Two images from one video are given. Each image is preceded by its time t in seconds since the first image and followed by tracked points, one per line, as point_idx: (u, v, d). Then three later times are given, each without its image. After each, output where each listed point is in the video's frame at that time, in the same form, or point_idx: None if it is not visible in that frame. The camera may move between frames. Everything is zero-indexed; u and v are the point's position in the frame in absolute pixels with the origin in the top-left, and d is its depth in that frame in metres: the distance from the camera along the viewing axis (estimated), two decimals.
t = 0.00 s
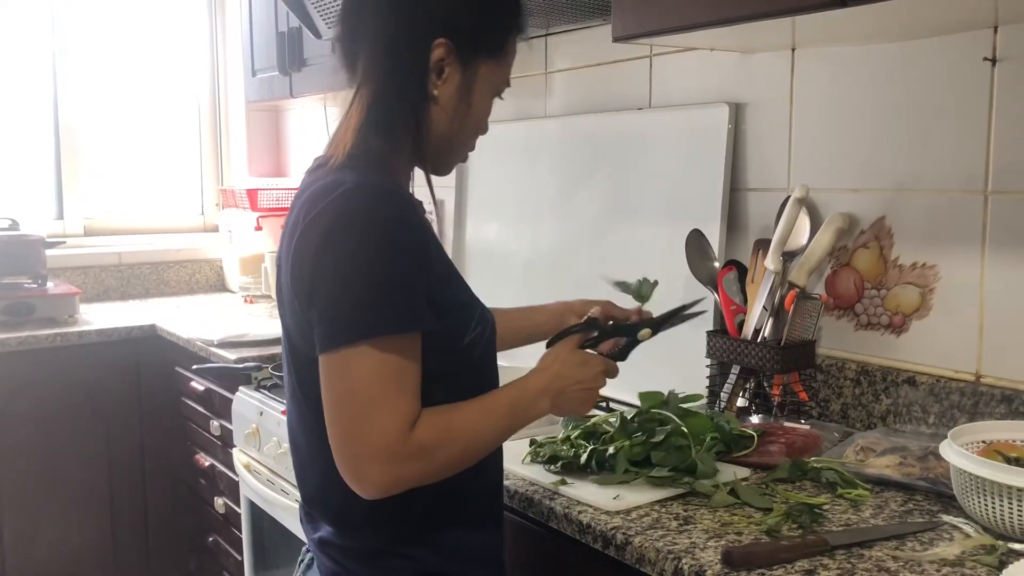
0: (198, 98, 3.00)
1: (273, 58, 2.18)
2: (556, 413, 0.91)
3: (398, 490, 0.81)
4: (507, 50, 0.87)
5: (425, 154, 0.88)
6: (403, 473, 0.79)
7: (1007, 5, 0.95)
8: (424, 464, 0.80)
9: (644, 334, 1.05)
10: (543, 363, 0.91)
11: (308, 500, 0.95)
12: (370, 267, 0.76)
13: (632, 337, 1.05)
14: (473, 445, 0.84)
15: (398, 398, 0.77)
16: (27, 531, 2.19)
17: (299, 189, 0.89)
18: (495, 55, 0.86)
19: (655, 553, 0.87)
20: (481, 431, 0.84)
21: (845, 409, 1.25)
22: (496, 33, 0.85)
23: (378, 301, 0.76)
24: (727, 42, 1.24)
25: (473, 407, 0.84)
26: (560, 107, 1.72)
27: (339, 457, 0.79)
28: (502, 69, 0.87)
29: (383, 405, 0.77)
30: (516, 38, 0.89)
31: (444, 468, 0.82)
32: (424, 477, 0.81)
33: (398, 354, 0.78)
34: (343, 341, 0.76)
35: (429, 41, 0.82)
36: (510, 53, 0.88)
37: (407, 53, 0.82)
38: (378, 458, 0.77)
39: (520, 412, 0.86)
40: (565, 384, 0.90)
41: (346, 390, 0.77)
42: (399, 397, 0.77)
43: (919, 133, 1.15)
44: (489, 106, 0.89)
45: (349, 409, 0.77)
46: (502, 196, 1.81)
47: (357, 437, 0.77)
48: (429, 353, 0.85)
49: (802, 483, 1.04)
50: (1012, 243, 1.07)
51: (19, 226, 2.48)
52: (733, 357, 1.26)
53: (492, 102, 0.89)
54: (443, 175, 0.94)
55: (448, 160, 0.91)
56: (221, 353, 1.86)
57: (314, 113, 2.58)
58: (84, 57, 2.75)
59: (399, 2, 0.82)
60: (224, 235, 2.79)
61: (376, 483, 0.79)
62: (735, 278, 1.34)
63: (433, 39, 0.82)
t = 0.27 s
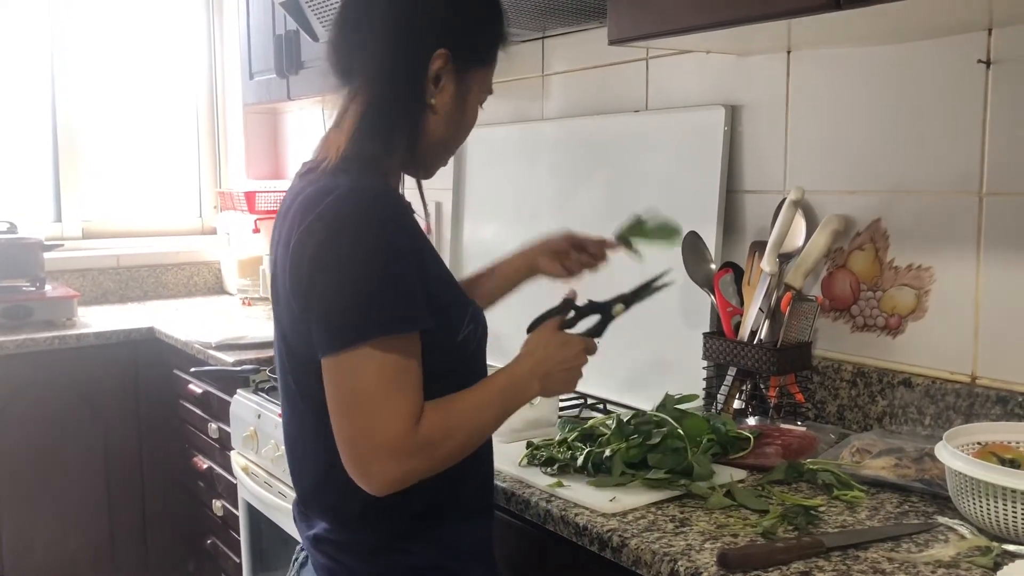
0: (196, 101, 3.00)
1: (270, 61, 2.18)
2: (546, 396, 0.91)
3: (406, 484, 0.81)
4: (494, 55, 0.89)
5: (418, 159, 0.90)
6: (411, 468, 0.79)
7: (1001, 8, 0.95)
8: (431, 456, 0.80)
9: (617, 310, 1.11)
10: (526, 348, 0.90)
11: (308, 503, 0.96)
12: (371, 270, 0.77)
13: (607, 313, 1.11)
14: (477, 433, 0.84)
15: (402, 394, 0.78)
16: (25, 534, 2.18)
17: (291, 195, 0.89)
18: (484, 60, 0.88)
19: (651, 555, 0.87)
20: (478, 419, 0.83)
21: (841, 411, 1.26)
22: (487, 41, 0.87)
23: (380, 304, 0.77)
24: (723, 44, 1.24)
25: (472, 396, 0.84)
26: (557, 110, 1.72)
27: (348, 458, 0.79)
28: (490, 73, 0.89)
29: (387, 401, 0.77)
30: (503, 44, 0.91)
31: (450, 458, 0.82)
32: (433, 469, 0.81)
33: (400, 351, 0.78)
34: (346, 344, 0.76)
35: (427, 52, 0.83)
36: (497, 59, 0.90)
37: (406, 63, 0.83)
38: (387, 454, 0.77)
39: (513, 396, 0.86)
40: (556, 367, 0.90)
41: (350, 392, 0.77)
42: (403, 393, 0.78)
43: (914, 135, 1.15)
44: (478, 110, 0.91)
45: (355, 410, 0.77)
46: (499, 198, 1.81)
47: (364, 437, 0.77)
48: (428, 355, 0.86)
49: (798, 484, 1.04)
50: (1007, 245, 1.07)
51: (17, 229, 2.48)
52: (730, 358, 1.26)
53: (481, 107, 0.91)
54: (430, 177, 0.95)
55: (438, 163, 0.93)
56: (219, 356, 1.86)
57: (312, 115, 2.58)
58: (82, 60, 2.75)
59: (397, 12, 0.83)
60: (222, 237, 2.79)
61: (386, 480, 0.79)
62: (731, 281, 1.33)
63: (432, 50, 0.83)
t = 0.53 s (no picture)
0: (195, 103, 3.00)
1: (269, 63, 2.18)
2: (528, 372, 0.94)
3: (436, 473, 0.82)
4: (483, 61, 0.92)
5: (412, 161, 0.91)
6: (442, 456, 0.80)
7: (998, 10, 0.95)
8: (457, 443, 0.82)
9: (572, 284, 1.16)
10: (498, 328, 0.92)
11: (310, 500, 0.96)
12: (383, 270, 0.78)
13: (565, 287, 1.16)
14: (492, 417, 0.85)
15: (429, 387, 0.79)
16: (24, 537, 2.18)
17: (286, 198, 0.88)
18: (474, 65, 0.90)
19: (649, 556, 0.87)
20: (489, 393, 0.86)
21: (840, 413, 1.26)
22: (477, 49, 0.90)
23: (394, 303, 0.78)
24: (721, 47, 1.24)
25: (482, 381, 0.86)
26: (556, 112, 1.72)
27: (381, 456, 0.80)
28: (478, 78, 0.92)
29: (415, 396, 0.78)
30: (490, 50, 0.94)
31: (472, 443, 0.84)
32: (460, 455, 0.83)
33: (422, 344, 0.79)
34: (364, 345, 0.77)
35: (426, 60, 0.85)
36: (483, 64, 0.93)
37: (406, 70, 0.85)
38: (420, 446, 0.78)
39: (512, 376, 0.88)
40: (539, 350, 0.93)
41: (378, 390, 0.77)
42: (429, 386, 0.79)
43: (911, 137, 1.15)
44: (467, 115, 0.93)
45: (385, 408, 0.77)
46: (497, 200, 1.81)
47: (396, 433, 0.78)
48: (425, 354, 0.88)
49: (796, 486, 1.04)
50: (1005, 247, 1.07)
51: (16, 231, 2.48)
52: (728, 360, 1.26)
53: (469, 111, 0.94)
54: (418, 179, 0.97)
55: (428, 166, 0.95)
56: (217, 358, 1.86)
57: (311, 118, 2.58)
58: (81, 62, 2.75)
59: (395, 20, 0.84)
60: (222, 239, 2.80)
61: (422, 470, 0.80)
62: (730, 283, 1.33)
63: (430, 58, 0.85)
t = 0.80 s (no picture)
0: (196, 104, 3.00)
1: (271, 65, 2.19)
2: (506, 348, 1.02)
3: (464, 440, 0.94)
4: (475, 73, 0.96)
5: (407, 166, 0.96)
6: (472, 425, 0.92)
7: (999, 15, 0.96)
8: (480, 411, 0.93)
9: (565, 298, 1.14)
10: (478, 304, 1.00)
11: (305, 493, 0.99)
12: (416, 262, 0.85)
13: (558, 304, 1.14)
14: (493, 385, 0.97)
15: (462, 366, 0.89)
16: (25, 537, 2.19)
17: (293, 197, 0.91)
18: (467, 78, 0.95)
19: (650, 558, 0.88)
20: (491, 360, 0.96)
21: (840, 415, 1.26)
22: (470, 60, 0.94)
23: (427, 292, 0.85)
24: (721, 50, 1.25)
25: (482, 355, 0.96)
26: (557, 115, 1.73)
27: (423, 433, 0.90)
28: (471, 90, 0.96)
29: (455, 376, 0.88)
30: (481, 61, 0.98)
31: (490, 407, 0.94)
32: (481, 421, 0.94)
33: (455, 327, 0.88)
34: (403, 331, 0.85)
35: (424, 68, 0.90)
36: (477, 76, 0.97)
37: (406, 78, 0.89)
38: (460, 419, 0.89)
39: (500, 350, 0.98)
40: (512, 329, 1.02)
41: (424, 377, 0.86)
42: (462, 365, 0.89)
43: (911, 140, 1.16)
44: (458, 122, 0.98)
45: (431, 392, 0.87)
46: (498, 203, 1.82)
47: (443, 412, 0.88)
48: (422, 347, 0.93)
49: (796, 488, 1.04)
50: (1005, 251, 1.08)
51: (17, 233, 2.48)
52: (729, 363, 1.26)
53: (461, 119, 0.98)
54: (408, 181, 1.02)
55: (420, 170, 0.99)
56: (219, 359, 1.87)
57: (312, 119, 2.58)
58: (83, 64, 2.75)
59: (396, 30, 0.88)
60: (223, 241, 2.80)
61: (460, 440, 0.91)
62: (730, 285, 1.34)
63: (427, 67, 0.90)
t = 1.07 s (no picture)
0: (200, 106, 3.01)
1: (275, 67, 2.19)
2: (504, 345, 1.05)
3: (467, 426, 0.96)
4: (472, 80, 0.97)
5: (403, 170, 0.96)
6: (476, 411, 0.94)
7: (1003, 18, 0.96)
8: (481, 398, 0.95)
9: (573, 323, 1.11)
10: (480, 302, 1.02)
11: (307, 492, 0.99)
12: (422, 257, 0.86)
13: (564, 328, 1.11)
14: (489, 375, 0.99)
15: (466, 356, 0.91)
16: (27, 537, 2.19)
17: (295, 193, 0.92)
18: (464, 85, 0.96)
19: (654, 560, 0.88)
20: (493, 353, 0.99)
21: (843, 418, 1.26)
22: (467, 67, 0.94)
23: (433, 286, 0.86)
24: (725, 52, 1.25)
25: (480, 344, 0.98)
26: (560, 117, 1.73)
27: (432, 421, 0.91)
28: (467, 97, 0.97)
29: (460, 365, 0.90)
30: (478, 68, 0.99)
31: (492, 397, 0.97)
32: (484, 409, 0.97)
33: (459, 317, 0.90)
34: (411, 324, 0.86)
35: (416, 72, 0.90)
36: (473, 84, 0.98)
37: (400, 80, 0.90)
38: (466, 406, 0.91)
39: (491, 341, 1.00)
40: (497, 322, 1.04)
41: (431, 367, 0.88)
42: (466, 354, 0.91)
43: (915, 143, 1.16)
44: (452, 127, 0.98)
45: (438, 381, 0.89)
46: (502, 205, 1.82)
47: (450, 400, 0.90)
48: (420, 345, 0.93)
49: (800, 491, 1.04)
50: (1009, 254, 1.08)
51: (20, 234, 2.49)
52: (732, 365, 1.26)
53: (455, 125, 0.99)
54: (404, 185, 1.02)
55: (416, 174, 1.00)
56: (222, 361, 1.87)
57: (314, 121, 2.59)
58: (86, 65, 2.76)
59: (390, 33, 0.90)
60: (226, 242, 2.80)
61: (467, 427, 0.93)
62: (733, 287, 1.35)
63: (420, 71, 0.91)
